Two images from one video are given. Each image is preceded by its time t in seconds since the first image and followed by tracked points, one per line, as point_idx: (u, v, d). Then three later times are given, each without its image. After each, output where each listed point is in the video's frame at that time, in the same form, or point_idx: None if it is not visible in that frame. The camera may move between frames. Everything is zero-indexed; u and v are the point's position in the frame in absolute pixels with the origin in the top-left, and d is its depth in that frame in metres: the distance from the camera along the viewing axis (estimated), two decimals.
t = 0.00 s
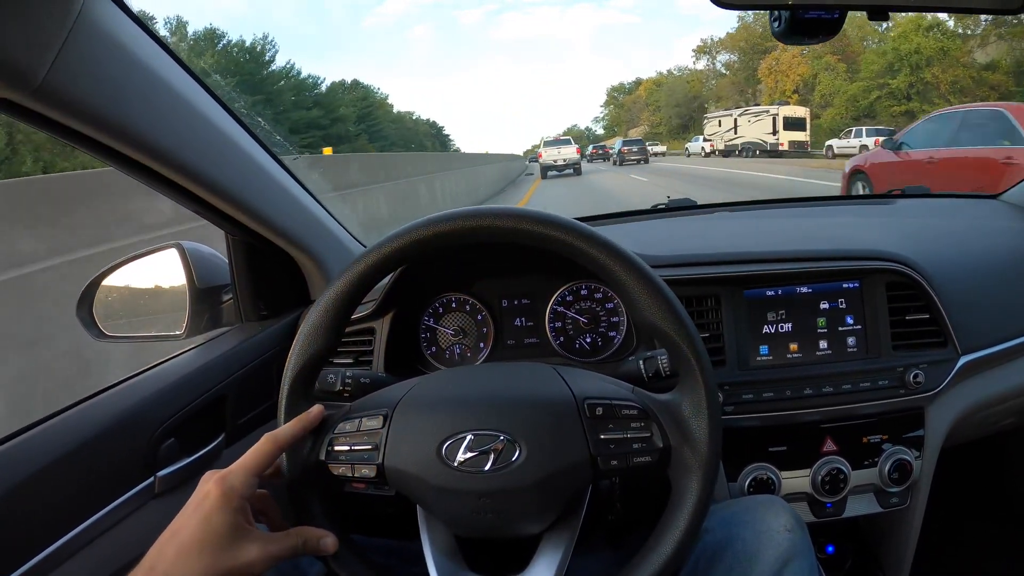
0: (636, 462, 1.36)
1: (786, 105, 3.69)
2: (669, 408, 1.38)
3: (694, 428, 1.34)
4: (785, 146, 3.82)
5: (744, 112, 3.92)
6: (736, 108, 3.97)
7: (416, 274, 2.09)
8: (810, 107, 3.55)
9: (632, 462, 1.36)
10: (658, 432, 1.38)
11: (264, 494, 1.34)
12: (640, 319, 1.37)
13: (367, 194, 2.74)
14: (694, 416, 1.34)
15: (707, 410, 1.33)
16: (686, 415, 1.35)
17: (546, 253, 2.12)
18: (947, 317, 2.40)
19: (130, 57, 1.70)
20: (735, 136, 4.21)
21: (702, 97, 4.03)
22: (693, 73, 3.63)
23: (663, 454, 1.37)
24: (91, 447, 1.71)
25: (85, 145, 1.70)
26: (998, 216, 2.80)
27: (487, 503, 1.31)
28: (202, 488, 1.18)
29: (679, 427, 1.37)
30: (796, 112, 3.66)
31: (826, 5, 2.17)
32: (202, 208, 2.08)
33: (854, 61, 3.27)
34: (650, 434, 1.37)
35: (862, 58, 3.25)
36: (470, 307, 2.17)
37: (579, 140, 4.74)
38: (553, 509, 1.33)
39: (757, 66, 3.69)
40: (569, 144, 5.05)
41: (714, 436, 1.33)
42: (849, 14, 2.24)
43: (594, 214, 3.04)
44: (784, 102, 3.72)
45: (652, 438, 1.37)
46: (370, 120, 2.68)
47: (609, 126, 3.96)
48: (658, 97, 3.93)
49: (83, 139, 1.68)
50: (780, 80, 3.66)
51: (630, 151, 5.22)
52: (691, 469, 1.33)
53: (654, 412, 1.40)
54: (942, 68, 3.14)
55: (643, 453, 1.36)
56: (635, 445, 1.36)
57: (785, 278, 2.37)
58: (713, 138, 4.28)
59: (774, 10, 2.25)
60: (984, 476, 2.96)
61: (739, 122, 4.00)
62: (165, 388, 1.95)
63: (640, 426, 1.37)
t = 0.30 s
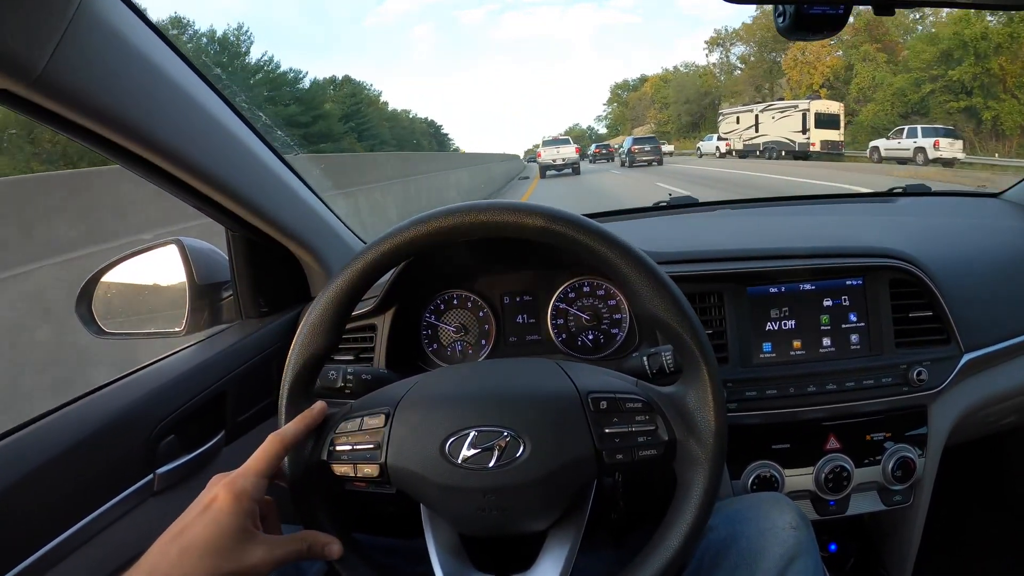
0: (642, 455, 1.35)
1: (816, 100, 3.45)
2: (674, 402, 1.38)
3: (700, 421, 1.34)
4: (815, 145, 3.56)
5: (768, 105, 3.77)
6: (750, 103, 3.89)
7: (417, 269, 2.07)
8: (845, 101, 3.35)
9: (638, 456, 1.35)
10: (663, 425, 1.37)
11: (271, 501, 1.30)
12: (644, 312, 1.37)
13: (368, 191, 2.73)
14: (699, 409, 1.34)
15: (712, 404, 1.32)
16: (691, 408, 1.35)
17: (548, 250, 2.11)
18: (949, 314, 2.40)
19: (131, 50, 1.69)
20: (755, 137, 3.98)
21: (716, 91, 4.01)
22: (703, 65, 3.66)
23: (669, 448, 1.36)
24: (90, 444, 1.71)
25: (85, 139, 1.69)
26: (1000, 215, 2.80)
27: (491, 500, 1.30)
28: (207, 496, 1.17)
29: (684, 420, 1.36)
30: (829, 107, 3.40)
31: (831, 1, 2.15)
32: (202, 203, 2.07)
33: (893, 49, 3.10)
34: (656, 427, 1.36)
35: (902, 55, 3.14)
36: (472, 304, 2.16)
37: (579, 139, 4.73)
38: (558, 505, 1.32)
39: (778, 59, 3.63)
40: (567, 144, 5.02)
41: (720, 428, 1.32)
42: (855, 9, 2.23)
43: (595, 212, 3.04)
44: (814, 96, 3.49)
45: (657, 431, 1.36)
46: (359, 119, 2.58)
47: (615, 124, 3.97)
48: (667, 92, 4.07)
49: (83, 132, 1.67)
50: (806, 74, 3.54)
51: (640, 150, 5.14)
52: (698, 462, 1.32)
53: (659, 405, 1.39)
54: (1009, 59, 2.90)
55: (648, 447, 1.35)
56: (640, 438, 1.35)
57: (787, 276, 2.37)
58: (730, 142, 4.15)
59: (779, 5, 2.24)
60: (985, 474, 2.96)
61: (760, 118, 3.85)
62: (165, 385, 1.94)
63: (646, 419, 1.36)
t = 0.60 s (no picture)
0: (642, 453, 1.35)
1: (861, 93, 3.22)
2: (674, 399, 1.38)
3: (700, 418, 1.34)
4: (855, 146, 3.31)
5: (798, 99, 3.38)
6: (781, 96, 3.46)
7: (416, 268, 2.07)
8: (891, 94, 3.14)
9: (638, 454, 1.34)
10: (663, 422, 1.37)
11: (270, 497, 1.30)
12: (643, 309, 1.36)
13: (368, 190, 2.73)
14: (699, 406, 1.34)
15: (713, 401, 1.32)
16: (691, 405, 1.35)
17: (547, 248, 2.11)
18: (949, 314, 2.40)
19: (131, 46, 1.69)
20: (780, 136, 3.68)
21: (728, 88, 3.72)
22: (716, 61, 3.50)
23: (669, 445, 1.36)
24: (89, 442, 1.71)
25: (87, 136, 1.69)
26: (999, 215, 2.80)
27: (492, 498, 1.30)
28: (207, 493, 1.17)
29: (685, 417, 1.36)
30: (873, 102, 3.20)
31: None
32: (202, 201, 2.07)
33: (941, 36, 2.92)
34: (656, 425, 1.36)
35: (952, 49, 2.96)
36: (472, 303, 2.17)
37: (576, 139, 4.72)
38: (558, 503, 1.32)
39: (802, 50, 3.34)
40: (566, 144, 5.02)
41: (720, 426, 1.32)
42: (854, 9, 2.23)
43: (594, 211, 3.03)
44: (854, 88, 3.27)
45: (657, 429, 1.36)
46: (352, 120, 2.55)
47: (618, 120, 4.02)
48: (676, 88, 3.81)
49: (82, 129, 1.67)
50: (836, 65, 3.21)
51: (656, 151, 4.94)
52: (699, 461, 1.32)
53: (659, 403, 1.39)
54: None
55: (648, 444, 1.35)
56: (640, 436, 1.35)
57: (787, 274, 2.37)
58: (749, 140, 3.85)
59: (779, 4, 2.24)
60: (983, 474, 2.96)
61: (789, 113, 3.47)
62: (164, 383, 1.94)
63: (646, 417, 1.36)
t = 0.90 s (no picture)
0: (642, 454, 1.34)
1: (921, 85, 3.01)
2: (672, 399, 1.37)
3: (698, 418, 1.33)
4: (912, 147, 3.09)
5: (840, 91, 3.40)
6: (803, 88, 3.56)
7: (414, 269, 2.07)
8: (950, 86, 2.93)
9: (638, 454, 1.34)
10: (662, 422, 1.36)
11: (270, 505, 1.29)
12: (641, 309, 1.36)
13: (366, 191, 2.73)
14: (698, 406, 1.33)
15: (712, 401, 1.31)
16: (690, 406, 1.34)
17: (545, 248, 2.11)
18: (949, 314, 2.39)
19: (126, 46, 1.68)
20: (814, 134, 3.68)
21: (744, 82, 3.78)
22: (734, 57, 3.58)
23: (669, 446, 1.35)
24: (86, 444, 1.70)
25: (83, 138, 1.68)
26: (998, 215, 2.80)
27: (490, 501, 1.30)
28: (207, 501, 1.17)
29: (684, 417, 1.35)
30: (931, 95, 2.99)
31: None
32: (199, 202, 2.06)
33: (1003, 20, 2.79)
34: (655, 425, 1.35)
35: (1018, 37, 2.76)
36: (470, 304, 2.16)
37: (574, 139, 4.73)
38: (557, 505, 1.32)
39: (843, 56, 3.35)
40: (564, 144, 5.02)
41: (720, 426, 1.32)
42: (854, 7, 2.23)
43: (593, 212, 3.03)
44: (908, 78, 3.10)
45: (656, 429, 1.35)
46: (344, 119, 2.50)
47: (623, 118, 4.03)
48: (687, 81, 3.75)
49: (78, 130, 1.65)
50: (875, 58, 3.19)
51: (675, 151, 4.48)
52: (699, 462, 1.31)
53: (658, 403, 1.39)
54: None
55: (648, 445, 1.34)
56: (640, 436, 1.34)
57: (788, 275, 2.36)
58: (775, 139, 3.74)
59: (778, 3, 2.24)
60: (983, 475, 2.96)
61: (827, 107, 3.50)
62: (161, 385, 1.93)
63: (644, 417, 1.36)
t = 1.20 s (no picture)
0: (644, 451, 1.33)
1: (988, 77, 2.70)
2: (675, 395, 1.36)
3: (701, 414, 1.32)
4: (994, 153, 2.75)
5: (893, 81, 3.07)
6: (835, 81, 3.31)
7: (413, 267, 2.06)
8: None
9: (641, 451, 1.33)
10: (665, 419, 1.35)
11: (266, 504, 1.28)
12: (641, 304, 1.35)
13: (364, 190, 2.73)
14: (700, 402, 1.32)
15: (715, 397, 1.31)
16: (692, 401, 1.33)
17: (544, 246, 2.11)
18: (952, 313, 2.39)
19: (121, 41, 1.68)
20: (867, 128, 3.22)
21: (762, 77, 3.72)
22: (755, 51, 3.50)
23: (671, 443, 1.34)
24: (80, 441, 1.69)
25: (79, 133, 1.67)
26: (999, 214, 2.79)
27: (491, 501, 1.29)
28: (203, 499, 1.16)
29: (686, 413, 1.35)
30: (1015, 86, 2.61)
31: None
32: (196, 199, 2.05)
33: None
34: (657, 421, 1.35)
35: None
36: (469, 302, 2.16)
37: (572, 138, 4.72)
38: (558, 505, 1.31)
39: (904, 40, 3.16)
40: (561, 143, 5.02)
41: (723, 422, 1.31)
42: (856, 4, 2.22)
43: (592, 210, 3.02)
44: (984, 66, 2.69)
45: (659, 425, 1.34)
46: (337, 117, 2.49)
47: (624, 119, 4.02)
48: (699, 75, 3.88)
49: (74, 125, 1.64)
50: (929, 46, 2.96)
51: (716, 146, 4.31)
52: (703, 458, 1.30)
53: (660, 399, 1.38)
54: None
55: (650, 441, 1.33)
56: (642, 433, 1.33)
57: (789, 274, 2.35)
58: (810, 138, 3.51)
59: None
60: (984, 474, 2.95)
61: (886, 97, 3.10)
62: (157, 383, 1.92)
63: (646, 414, 1.35)
